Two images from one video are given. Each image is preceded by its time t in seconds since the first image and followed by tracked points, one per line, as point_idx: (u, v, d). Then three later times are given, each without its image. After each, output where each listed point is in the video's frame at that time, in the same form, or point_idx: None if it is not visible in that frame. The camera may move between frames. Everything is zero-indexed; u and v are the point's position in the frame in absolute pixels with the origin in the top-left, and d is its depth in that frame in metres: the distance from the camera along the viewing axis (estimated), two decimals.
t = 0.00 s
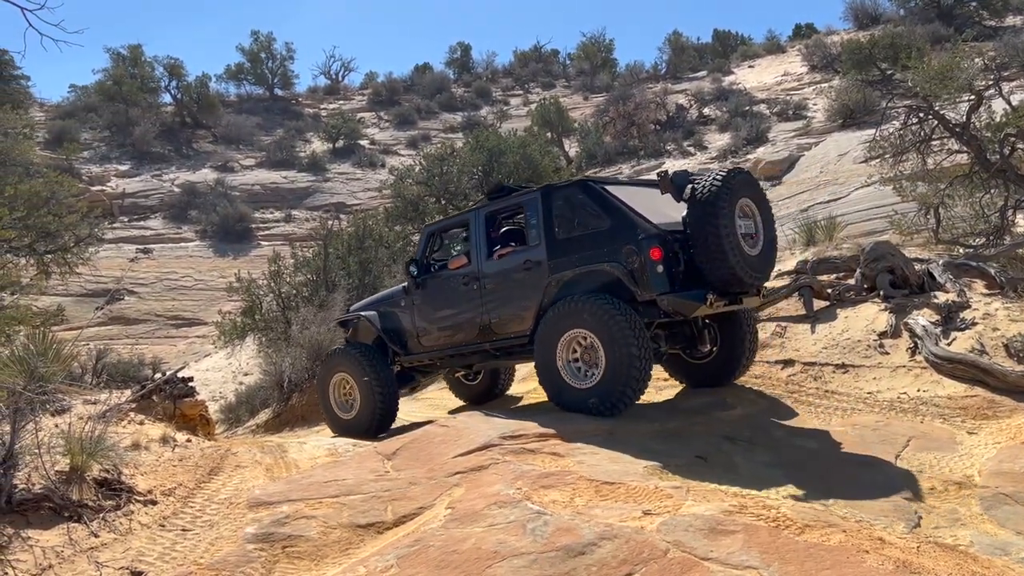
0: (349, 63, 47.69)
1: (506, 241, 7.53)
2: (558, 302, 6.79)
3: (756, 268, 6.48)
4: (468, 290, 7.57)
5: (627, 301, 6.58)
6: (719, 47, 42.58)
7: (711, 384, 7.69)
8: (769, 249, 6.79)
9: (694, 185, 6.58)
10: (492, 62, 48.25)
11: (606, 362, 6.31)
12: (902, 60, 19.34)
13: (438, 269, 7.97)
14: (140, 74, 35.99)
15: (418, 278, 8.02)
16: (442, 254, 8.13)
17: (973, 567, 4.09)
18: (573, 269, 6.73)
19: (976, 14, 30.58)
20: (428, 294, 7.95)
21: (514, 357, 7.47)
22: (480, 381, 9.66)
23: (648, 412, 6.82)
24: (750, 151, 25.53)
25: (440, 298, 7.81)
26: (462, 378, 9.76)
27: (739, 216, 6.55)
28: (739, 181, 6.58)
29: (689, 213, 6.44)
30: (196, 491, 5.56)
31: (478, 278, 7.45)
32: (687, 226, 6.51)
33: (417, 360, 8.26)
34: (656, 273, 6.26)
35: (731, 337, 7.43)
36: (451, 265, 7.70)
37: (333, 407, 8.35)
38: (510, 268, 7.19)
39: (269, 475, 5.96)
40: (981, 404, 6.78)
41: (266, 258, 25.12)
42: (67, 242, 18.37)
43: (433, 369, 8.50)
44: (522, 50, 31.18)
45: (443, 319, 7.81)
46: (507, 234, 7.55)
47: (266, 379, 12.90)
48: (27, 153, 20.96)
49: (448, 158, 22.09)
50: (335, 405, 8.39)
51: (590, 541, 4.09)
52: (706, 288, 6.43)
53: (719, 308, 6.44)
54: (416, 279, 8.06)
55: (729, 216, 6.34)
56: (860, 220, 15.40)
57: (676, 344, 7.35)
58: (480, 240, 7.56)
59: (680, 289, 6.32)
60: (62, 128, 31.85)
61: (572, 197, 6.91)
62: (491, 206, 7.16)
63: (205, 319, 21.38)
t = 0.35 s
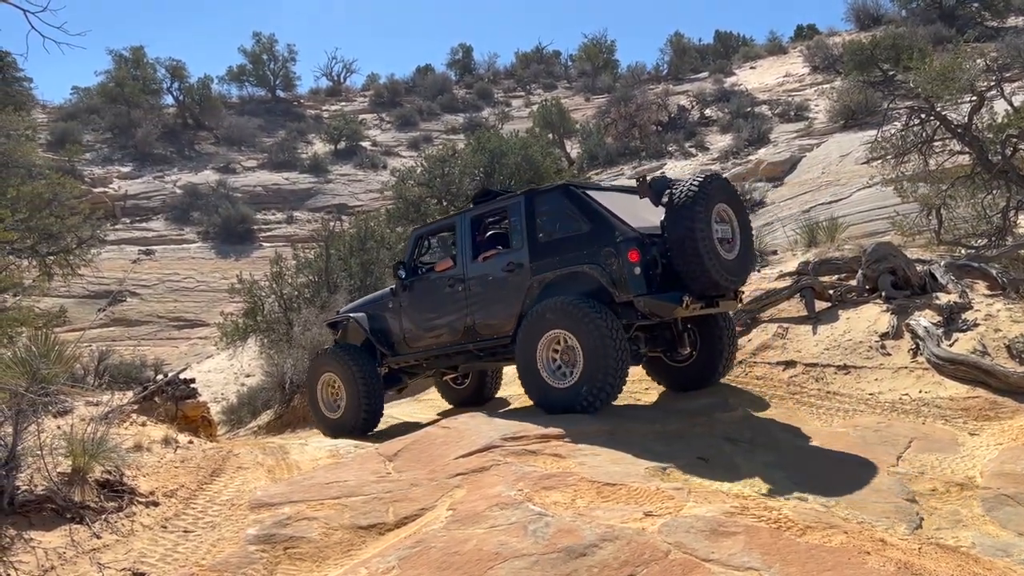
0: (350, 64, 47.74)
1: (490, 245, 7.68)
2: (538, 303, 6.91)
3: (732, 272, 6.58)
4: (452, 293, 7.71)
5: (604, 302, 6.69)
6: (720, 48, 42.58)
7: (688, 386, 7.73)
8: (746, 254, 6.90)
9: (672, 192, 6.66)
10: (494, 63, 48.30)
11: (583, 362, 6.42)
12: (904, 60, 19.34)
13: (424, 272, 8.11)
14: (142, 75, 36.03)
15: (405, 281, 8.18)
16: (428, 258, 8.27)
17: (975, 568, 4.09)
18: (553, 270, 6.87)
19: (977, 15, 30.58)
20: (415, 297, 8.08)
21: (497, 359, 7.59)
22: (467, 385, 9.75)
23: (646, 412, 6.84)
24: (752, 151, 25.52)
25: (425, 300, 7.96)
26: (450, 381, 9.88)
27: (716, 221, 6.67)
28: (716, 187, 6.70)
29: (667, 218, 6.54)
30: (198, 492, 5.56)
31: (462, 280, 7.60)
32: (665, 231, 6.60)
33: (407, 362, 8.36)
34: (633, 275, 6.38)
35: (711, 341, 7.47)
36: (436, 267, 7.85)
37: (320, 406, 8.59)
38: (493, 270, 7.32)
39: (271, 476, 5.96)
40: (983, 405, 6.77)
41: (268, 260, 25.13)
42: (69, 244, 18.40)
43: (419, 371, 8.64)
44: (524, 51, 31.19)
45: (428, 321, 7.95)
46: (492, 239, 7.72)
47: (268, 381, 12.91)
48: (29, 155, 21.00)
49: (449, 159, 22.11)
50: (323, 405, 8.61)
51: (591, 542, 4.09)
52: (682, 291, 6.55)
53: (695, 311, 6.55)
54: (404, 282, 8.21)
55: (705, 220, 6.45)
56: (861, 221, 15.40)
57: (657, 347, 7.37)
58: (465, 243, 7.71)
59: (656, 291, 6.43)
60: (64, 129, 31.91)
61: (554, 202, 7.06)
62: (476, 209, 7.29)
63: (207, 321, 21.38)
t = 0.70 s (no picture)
0: (351, 65, 47.77)
1: (467, 252, 7.85)
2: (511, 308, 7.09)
3: (696, 279, 6.73)
4: (431, 299, 7.89)
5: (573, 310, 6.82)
6: (721, 49, 42.57)
7: (662, 389, 7.87)
8: (712, 261, 7.05)
9: (638, 201, 6.80)
10: (495, 65, 48.33)
11: (550, 366, 6.60)
12: (905, 61, 19.34)
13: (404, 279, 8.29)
14: (143, 77, 36.06)
15: (387, 288, 8.36)
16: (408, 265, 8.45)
17: (977, 569, 4.09)
18: (525, 277, 7.05)
19: (978, 15, 30.59)
20: (396, 303, 8.27)
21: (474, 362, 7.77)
22: (451, 389, 9.81)
23: (644, 411, 6.87)
24: (753, 152, 25.51)
25: (405, 306, 8.15)
26: (435, 386, 9.94)
27: (681, 229, 6.80)
28: (681, 196, 6.84)
29: (631, 226, 6.67)
30: (200, 493, 5.57)
31: (440, 287, 7.79)
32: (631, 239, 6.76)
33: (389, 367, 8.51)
34: (599, 282, 6.54)
35: (682, 343, 7.65)
36: (416, 274, 8.04)
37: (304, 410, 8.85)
38: (469, 277, 7.51)
39: (273, 478, 5.96)
40: (985, 406, 6.76)
41: (269, 261, 25.13)
42: (70, 246, 18.41)
43: (401, 375, 8.78)
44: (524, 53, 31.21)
45: (409, 326, 8.13)
46: (469, 246, 7.90)
47: (269, 382, 12.94)
48: (30, 156, 21.02)
49: (450, 160, 22.13)
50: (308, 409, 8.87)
51: (593, 543, 4.09)
52: (648, 297, 6.72)
53: (661, 316, 6.72)
54: (385, 289, 8.39)
55: (670, 228, 6.59)
56: (862, 222, 15.39)
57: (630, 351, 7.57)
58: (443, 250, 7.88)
59: (622, 297, 6.59)
60: (65, 131, 31.94)
61: (526, 210, 7.23)
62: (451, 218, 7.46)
63: (208, 322, 21.39)
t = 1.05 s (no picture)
0: (352, 66, 47.82)
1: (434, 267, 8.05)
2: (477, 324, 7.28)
3: (654, 290, 6.96)
4: (401, 313, 8.10)
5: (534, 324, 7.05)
6: (721, 49, 42.58)
7: (633, 392, 8.10)
8: (671, 268, 7.24)
9: (595, 216, 6.96)
10: (495, 65, 48.38)
11: (514, 381, 6.81)
12: (905, 61, 19.34)
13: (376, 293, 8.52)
14: (144, 78, 36.10)
15: (359, 303, 8.58)
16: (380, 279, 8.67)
17: (978, 568, 4.09)
18: (489, 294, 7.24)
19: (979, 15, 30.62)
20: (368, 317, 8.50)
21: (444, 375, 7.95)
22: (432, 392, 9.82)
23: (638, 411, 6.93)
24: (753, 152, 25.53)
25: (377, 321, 8.36)
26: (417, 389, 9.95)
27: (638, 242, 6.99)
28: (637, 210, 7.01)
29: (589, 243, 6.84)
30: (201, 494, 5.57)
31: (409, 302, 7.97)
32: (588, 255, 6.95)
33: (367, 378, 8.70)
34: (559, 299, 6.76)
35: (648, 345, 7.88)
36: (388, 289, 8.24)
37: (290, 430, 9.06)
38: (436, 292, 7.70)
39: (274, 478, 5.97)
40: (986, 405, 6.76)
41: (270, 262, 25.16)
42: (71, 247, 18.44)
43: (381, 386, 8.95)
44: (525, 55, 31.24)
45: (381, 339, 8.35)
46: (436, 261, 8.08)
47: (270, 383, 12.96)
48: (32, 158, 21.05)
49: (451, 161, 22.15)
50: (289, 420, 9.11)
51: (594, 544, 4.09)
52: (608, 310, 6.96)
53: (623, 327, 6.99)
54: (357, 303, 8.64)
55: (626, 243, 6.77)
56: (863, 222, 15.38)
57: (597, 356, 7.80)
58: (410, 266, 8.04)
59: (582, 312, 6.83)
60: (67, 132, 31.99)
61: (488, 227, 7.42)
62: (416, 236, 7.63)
63: (209, 323, 21.41)
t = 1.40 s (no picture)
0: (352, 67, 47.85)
1: (404, 277, 8.21)
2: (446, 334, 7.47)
3: (615, 294, 7.20)
4: (374, 323, 8.25)
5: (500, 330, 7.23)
6: (721, 49, 42.58)
7: (605, 391, 8.37)
8: (632, 270, 7.47)
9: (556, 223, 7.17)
10: (495, 65, 48.38)
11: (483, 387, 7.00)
12: (906, 60, 19.33)
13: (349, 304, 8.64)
14: (145, 78, 36.09)
15: (333, 314, 8.72)
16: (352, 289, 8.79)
17: (980, 568, 4.08)
18: (457, 305, 7.44)
19: (979, 15, 30.62)
20: (344, 327, 8.63)
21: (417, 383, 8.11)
22: (414, 394, 9.86)
23: (642, 414, 6.97)
24: (754, 152, 25.51)
25: (352, 330, 8.52)
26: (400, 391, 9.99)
27: (598, 247, 7.21)
28: (597, 216, 7.20)
29: (551, 251, 7.06)
30: (202, 495, 5.57)
31: (381, 312, 8.13)
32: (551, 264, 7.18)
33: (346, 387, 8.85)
34: (525, 308, 7.01)
35: (616, 346, 8.13)
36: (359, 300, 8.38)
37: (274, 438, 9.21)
38: (407, 303, 7.87)
39: (275, 479, 5.98)
40: (987, 405, 6.75)
41: (271, 262, 25.16)
42: (72, 248, 18.44)
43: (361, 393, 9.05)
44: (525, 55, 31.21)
45: (357, 348, 8.49)
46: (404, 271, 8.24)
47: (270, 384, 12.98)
48: (32, 159, 21.04)
49: (451, 161, 22.15)
50: (271, 426, 9.24)
51: (595, 544, 4.08)
52: (572, 316, 7.20)
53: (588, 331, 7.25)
54: (331, 315, 8.75)
55: (586, 251, 7.00)
56: (865, 221, 15.36)
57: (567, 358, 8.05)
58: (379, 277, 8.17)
59: (546, 319, 7.07)
60: (67, 133, 32.01)
61: (452, 239, 7.59)
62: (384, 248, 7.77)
63: (210, 324, 21.41)
